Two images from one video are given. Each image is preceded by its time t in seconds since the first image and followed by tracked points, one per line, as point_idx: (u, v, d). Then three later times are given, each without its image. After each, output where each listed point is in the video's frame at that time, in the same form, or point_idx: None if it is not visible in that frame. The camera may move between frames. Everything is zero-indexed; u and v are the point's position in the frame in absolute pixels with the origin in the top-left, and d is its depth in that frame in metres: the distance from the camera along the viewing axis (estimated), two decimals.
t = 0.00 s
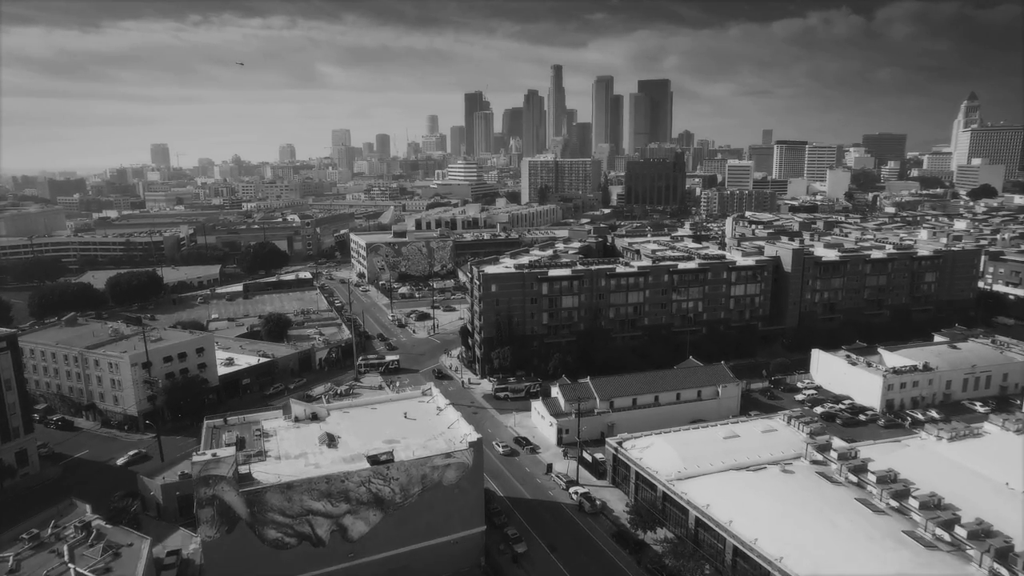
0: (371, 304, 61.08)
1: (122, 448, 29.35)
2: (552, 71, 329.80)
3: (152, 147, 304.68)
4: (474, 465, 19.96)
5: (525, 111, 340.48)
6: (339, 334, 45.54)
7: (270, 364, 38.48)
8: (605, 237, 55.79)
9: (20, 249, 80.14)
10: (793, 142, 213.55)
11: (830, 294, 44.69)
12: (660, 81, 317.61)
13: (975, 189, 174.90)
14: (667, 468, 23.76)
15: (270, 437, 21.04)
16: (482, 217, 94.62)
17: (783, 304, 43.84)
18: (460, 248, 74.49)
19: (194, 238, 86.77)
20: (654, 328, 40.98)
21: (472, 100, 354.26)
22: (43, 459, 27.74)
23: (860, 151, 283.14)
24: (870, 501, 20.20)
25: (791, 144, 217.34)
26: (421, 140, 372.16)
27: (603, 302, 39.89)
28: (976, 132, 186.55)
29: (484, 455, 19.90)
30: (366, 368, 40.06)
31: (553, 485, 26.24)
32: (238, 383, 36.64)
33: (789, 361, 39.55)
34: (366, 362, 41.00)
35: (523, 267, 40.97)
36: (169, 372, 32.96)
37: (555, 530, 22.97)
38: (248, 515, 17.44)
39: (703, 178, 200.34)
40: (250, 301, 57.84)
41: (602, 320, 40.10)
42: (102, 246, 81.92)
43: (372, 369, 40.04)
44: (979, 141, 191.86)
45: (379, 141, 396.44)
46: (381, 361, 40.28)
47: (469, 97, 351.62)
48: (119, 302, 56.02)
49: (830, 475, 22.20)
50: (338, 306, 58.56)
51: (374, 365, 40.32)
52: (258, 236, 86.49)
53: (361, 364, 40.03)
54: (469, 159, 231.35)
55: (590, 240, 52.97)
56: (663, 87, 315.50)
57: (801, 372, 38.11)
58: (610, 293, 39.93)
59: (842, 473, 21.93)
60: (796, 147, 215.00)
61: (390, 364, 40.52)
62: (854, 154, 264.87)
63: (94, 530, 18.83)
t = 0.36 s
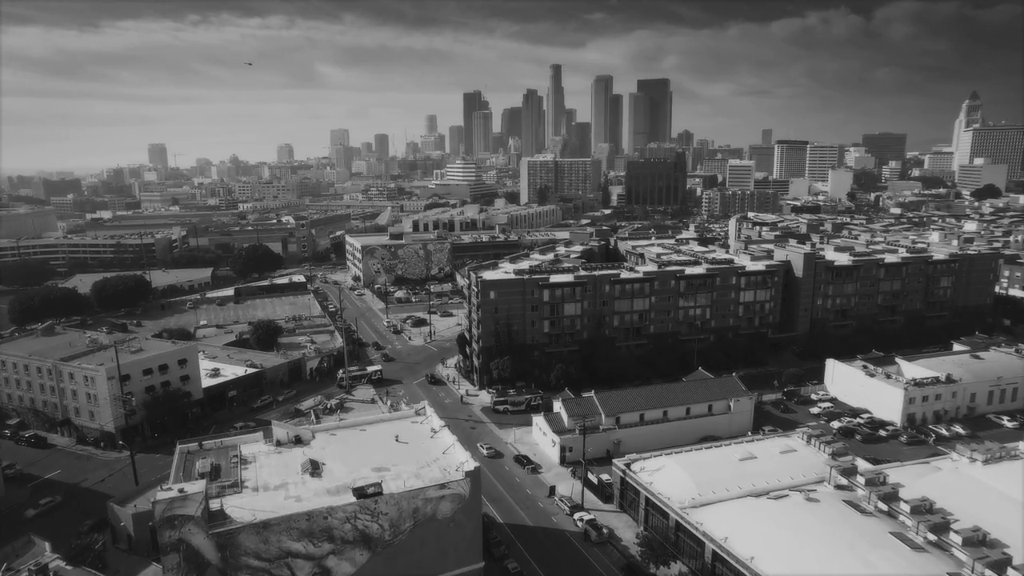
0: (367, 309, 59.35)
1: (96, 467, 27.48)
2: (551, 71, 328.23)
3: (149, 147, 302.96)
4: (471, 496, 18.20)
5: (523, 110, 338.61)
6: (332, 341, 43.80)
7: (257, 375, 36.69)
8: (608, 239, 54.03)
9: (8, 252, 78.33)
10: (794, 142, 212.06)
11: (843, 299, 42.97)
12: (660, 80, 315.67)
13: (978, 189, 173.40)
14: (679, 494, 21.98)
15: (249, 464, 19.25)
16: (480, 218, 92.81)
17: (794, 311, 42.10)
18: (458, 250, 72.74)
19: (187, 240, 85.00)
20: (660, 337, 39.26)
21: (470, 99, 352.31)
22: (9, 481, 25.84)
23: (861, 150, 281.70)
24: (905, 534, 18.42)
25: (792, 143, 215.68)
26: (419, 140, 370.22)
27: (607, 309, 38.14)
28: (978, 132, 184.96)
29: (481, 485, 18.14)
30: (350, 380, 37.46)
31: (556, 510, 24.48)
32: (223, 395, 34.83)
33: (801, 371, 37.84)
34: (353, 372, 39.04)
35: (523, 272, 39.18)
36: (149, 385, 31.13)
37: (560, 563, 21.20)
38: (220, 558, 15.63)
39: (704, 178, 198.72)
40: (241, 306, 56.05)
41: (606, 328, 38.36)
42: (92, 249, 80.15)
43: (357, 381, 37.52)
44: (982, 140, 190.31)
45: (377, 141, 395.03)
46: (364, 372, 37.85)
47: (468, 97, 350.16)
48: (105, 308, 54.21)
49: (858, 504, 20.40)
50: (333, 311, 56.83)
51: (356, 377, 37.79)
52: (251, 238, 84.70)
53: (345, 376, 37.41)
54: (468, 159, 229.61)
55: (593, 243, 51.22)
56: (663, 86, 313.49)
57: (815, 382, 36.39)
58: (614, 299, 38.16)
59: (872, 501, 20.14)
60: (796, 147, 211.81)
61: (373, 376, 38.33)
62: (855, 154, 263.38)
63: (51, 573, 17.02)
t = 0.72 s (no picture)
0: (362, 314, 57.50)
1: (65, 490, 25.44)
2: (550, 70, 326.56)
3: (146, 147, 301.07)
4: (467, 537, 16.28)
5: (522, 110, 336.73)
6: (323, 351, 41.90)
7: (243, 388, 34.75)
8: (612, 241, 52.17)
9: None
10: (795, 141, 210.60)
11: (858, 306, 41.08)
12: (660, 80, 313.79)
13: (981, 189, 171.81)
14: (696, 527, 20.04)
15: (221, 498, 17.30)
16: (479, 219, 90.85)
17: (806, 318, 40.21)
18: (455, 253, 70.85)
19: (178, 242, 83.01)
20: (667, 346, 37.40)
21: (469, 99, 349.77)
22: None
23: (861, 151, 280.20)
24: None
25: (794, 143, 214.02)
26: (418, 140, 368.10)
27: (611, 317, 36.24)
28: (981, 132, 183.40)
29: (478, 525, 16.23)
30: (327, 396, 35.18)
31: (560, 541, 22.59)
32: (206, 409, 32.92)
33: (816, 382, 35.95)
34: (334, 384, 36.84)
35: (524, 278, 37.25)
36: (125, 402, 29.05)
37: None
38: None
39: (705, 178, 197.05)
40: (231, 312, 54.19)
41: (611, 338, 36.48)
42: (81, 251, 78.26)
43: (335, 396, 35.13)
44: (985, 140, 188.68)
45: (375, 141, 393.23)
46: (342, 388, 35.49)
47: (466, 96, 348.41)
48: (89, 313, 52.27)
49: (894, 539, 18.42)
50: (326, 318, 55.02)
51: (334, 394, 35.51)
52: (244, 240, 82.80)
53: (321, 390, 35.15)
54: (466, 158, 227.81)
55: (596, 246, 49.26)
56: (662, 85, 311.38)
57: (831, 394, 34.50)
58: (620, 307, 36.25)
59: (911, 537, 18.16)
60: (798, 146, 212.68)
61: (353, 391, 35.98)
62: (855, 154, 261.87)
63: None
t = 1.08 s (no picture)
0: (357, 320, 55.68)
1: (31, 517, 23.55)
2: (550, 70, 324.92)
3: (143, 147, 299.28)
4: None
5: (522, 109, 334.84)
6: (315, 360, 40.12)
7: (229, 402, 32.77)
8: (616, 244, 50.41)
9: None
10: (797, 141, 209.18)
11: (873, 313, 39.30)
12: (659, 80, 312.02)
13: (985, 190, 170.26)
14: (716, 564, 18.21)
15: (188, 540, 15.46)
16: (478, 220, 89.04)
17: (820, 326, 38.44)
18: (454, 255, 69.08)
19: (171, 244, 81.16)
20: (675, 356, 35.66)
21: (468, 99, 347.92)
22: None
23: (863, 150, 278.73)
24: None
25: (795, 143, 212.41)
26: (417, 139, 366.07)
27: (617, 326, 34.46)
28: (984, 131, 181.93)
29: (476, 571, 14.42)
30: (300, 415, 32.52)
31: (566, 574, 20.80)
32: (190, 424, 30.94)
33: (832, 394, 34.19)
34: (310, 400, 34.31)
35: (525, 285, 35.48)
36: (101, 419, 26.93)
37: None
38: None
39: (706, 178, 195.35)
40: (221, 318, 52.39)
41: (617, 348, 34.71)
42: (71, 253, 76.42)
43: (309, 415, 32.55)
44: (988, 140, 187.17)
45: (374, 141, 391.66)
46: (318, 404, 32.97)
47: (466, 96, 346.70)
48: (73, 319, 50.44)
49: None
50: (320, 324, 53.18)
51: (309, 412, 32.89)
52: (238, 242, 80.98)
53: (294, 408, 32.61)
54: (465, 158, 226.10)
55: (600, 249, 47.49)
56: (662, 85, 309.71)
57: (848, 407, 32.74)
58: (626, 316, 34.47)
59: None
60: (800, 146, 211.39)
61: (330, 408, 33.49)
62: (856, 154, 260.41)
63: None
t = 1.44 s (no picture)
0: (351, 327, 53.62)
1: None
2: (549, 70, 322.80)
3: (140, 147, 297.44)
4: None
5: (520, 109, 332.79)
6: (304, 372, 38.03)
7: (211, 418, 30.52)
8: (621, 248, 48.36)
9: None
10: (799, 141, 207.39)
11: (894, 322, 37.22)
12: (659, 79, 310.05)
13: (989, 190, 168.39)
14: None
15: None
16: (476, 222, 86.94)
17: (838, 336, 36.35)
18: (452, 258, 66.99)
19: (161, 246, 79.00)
20: (686, 369, 33.63)
21: (467, 99, 345.71)
22: None
23: (864, 151, 276.80)
24: None
25: (796, 143, 210.58)
26: (415, 139, 363.82)
27: (625, 338, 32.40)
28: (986, 131, 180.24)
29: None
30: (264, 442, 29.22)
31: None
32: (167, 445, 28.65)
33: (854, 409, 32.12)
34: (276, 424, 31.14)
35: (527, 293, 33.42)
36: (67, 441, 24.68)
37: None
38: None
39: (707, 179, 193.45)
40: (208, 326, 50.32)
41: (624, 361, 32.66)
42: (58, 257, 74.26)
43: (274, 441, 29.31)
44: (991, 140, 185.46)
45: (373, 141, 389.75)
46: (283, 428, 29.81)
47: (465, 96, 345.10)
48: (54, 327, 48.30)
49: None
50: (312, 332, 51.07)
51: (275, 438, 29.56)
52: (230, 245, 78.84)
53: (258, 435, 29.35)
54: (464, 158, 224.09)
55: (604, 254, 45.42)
56: (661, 85, 307.68)
57: (872, 425, 30.67)
58: (634, 326, 32.41)
59: None
60: (801, 146, 209.73)
61: (295, 431, 30.30)
62: (858, 154, 258.45)
63: None
